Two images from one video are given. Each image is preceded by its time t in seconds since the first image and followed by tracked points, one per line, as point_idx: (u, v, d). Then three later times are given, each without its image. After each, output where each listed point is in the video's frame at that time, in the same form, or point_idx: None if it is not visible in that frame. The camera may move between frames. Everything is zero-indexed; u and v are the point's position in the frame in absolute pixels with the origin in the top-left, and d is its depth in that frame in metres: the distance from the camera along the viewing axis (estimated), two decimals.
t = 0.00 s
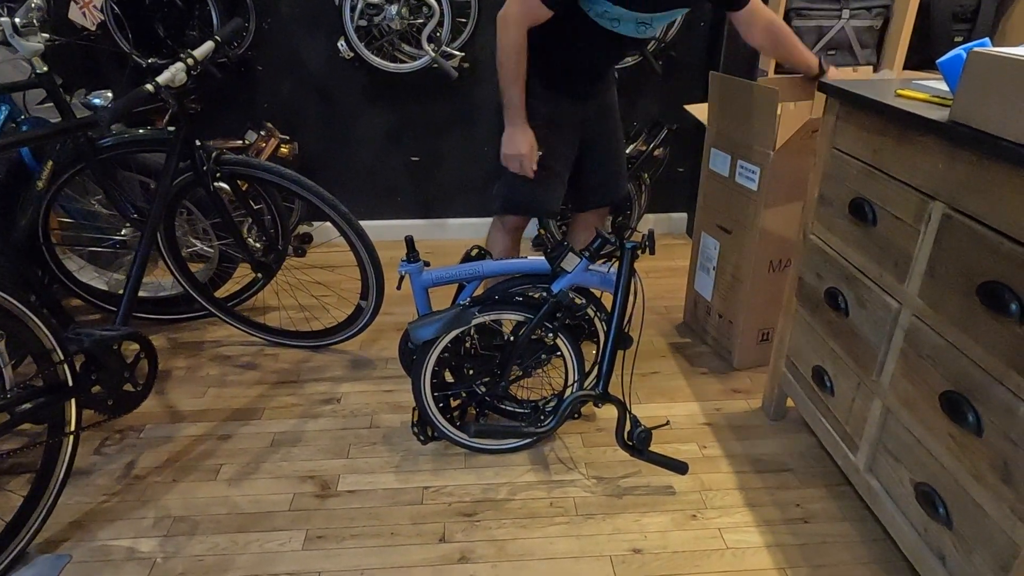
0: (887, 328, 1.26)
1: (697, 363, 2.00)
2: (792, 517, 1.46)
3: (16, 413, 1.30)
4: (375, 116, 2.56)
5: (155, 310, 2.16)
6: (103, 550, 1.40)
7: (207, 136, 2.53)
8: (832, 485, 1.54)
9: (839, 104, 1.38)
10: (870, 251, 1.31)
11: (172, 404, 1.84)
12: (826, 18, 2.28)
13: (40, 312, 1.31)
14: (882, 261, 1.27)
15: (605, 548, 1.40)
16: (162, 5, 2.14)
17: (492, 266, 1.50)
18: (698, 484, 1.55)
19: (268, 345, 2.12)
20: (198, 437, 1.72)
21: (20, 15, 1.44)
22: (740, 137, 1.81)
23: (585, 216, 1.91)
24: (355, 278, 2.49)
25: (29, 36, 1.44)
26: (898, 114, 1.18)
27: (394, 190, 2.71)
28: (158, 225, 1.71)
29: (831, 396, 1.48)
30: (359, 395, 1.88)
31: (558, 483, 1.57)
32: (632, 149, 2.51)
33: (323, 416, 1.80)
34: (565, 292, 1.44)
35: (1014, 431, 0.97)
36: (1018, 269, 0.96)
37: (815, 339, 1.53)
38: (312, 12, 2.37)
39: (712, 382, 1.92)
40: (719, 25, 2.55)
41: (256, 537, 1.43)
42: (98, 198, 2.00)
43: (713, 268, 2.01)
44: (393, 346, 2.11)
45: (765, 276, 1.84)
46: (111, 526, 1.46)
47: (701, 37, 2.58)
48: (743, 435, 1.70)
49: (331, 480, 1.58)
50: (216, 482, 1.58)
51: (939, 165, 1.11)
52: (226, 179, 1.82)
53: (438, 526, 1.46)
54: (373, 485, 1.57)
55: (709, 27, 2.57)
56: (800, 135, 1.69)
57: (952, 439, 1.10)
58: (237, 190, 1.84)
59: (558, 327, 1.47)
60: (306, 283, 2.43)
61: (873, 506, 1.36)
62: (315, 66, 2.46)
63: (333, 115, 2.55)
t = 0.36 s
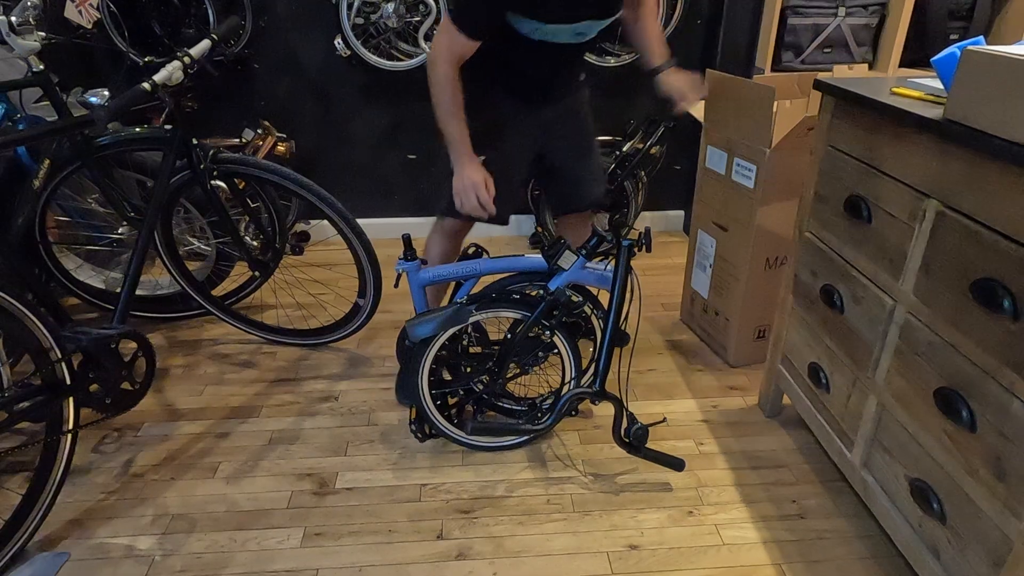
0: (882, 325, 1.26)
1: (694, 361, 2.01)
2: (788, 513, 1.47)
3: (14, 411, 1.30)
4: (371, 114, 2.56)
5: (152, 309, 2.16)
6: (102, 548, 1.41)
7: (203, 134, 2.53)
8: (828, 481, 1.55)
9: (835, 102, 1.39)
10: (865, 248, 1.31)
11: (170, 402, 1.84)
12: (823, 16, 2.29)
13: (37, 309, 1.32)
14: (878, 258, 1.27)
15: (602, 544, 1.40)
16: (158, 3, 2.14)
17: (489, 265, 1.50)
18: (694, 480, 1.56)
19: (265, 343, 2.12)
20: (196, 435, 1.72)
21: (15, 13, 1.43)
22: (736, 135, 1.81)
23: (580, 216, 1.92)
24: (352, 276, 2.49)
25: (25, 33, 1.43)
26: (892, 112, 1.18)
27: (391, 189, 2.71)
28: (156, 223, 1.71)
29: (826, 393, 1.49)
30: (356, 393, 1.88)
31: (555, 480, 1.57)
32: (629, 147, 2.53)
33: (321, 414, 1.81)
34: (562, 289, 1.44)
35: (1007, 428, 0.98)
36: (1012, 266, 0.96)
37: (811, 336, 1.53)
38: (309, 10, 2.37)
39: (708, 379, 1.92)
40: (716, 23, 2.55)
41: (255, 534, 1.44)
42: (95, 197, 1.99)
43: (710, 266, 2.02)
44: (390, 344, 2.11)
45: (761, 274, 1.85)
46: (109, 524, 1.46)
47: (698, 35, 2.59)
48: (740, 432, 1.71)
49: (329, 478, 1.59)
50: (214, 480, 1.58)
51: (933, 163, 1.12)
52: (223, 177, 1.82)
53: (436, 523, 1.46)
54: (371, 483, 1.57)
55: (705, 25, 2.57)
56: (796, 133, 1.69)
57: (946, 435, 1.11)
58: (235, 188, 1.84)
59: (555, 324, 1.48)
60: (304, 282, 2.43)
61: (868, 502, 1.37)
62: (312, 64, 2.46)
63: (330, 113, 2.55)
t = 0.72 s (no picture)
0: (872, 334, 1.30)
1: (692, 365, 2.05)
2: (781, 516, 1.51)
3: (29, 415, 1.34)
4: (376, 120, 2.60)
5: (159, 313, 2.19)
6: (114, 548, 1.45)
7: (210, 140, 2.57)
8: (821, 485, 1.59)
9: (828, 115, 1.43)
10: (856, 259, 1.35)
11: (179, 405, 1.88)
12: (820, 25, 2.32)
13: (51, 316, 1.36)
14: (868, 270, 1.31)
15: (600, 546, 1.44)
16: (166, 13, 2.19)
17: (490, 273, 1.54)
18: (691, 483, 1.60)
19: (271, 347, 2.16)
20: (204, 438, 1.76)
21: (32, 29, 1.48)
22: (733, 145, 1.85)
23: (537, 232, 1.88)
24: (356, 280, 2.53)
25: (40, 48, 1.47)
26: (882, 128, 1.22)
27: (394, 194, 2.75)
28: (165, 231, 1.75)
29: (819, 399, 1.52)
30: (360, 397, 1.92)
31: (555, 483, 1.61)
32: (629, 154, 2.56)
33: (326, 417, 1.85)
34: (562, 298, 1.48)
35: (989, 436, 1.01)
36: (992, 280, 1.00)
37: (805, 343, 1.57)
38: (314, 18, 2.41)
39: (706, 383, 1.96)
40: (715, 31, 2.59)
41: (262, 535, 1.48)
42: (105, 204, 2.04)
43: (707, 273, 2.06)
44: (394, 348, 2.15)
45: (757, 281, 1.89)
46: (121, 525, 1.50)
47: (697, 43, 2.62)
48: (736, 436, 1.75)
49: (334, 480, 1.63)
50: (222, 482, 1.62)
51: (920, 179, 1.15)
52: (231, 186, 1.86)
53: (439, 525, 1.50)
54: (375, 485, 1.61)
55: (704, 33, 2.61)
56: (791, 144, 1.73)
57: (932, 443, 1.15)
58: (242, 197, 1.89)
59: (555, 332, 1.52)
60: (309, 286, 2.47)
61: (858, 506, 1.40)
62: (317, 71, 2.50)
63: (334, 120, 2.59)
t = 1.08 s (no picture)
0: (859, 353, 1.35)
1: (689, 378, 2.10)
2: (773, 527, 1.56)
3: (52, 425, 1.42)
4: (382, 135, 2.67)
5: (171, 323, 2.26)
6: (131, 554, 1.51)
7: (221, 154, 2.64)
8: (812, 497, 1.64)
9: (817, 141, 1.48)
10: (844, 281, 1.40)
11: (192, 414, 1.95)
12: (817, 44, 2.38)
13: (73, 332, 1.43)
14: (854, 292, 1.36)
15: (597, 555, 1.50)
16: (180, 32, 2.26)
17: (495, 288, 1.60)
18: (686, 494, 1.66)
19: (280, 357, 2.23)
20: (216, 447, 1.83)
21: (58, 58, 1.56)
22: (729, 165, 1.91)
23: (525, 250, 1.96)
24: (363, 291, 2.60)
25: (64, 76, 1.55)
26: (867, 157, 1.28)
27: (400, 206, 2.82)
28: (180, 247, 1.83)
29: (810, 414, 1.58)
30: (367, 407, 1.99)
31: (555, 493, 1.67)
32: (629, 168, 2.62)
33: (334, 427, 1.91)
34: (559, 316, 1.55)
35: (965, 454, 1.07)
36: (967, 307, 1.06)
37: (797, 360, 1.62)
38: (323, 37, 2.48)
39: (702, 396, 2.02)
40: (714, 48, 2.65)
41: (273, 542, 1.54)
42: (122, 218, 2.10)
43: (704, 287, 2.11)
44: (399, 359, 2.22)
45: (752, 296, 1.94)
46: (138, 531, 1.57)
47: (696, 60, 2.69)
48: (730, 447, 1.81)
49: (342, 489, 1.69)
50: (234, 490, 1.69)
51: (902, 207, 1.21)
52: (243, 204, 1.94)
53: (442, 533, 1.56)
54: (381, 494, 1.68)
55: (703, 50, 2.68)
56: (785, 165, 1.79)
57: (914, 460, 1.20)
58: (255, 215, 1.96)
59: (551, 348, 1.57)
60: (318, 296, 2.54)
61: (846, 518, 1.46)
62: (326, 88, 2.57)
63: (342, 135, 2.66)
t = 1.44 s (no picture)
0: (847, 369, 1.40)
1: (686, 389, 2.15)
2: (765, 537, 1.61)
3: (71, 434, 1.49)
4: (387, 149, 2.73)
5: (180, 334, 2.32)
6: (142, 561, 1.57)
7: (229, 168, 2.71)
8: (804, 507, 1.69)
9: (808, 163, 1.53)
10: (832, 299, 1.45)
11: (201, 424, 2.01)
12: (813, 62, 2.43)
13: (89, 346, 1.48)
14: (842, 310, 1.41)
15: (594, 563, 1.55)
16: (191, 51, 2.32)
17: (492, 305, 1.64)
18: (681, 504, 1.70)
19: (287, 368, 2.28)
20: (224, 456, 1.88)
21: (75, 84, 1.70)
22: (724, 183, 1.96)
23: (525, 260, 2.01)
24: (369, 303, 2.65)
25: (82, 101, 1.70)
26: (853, 180, 1.33)
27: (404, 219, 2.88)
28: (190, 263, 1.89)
29: (801, 427, 1.62)
30: (371, 418, 2.04)
31: (554, 503, 1.72)
32: (629, 182, 2.68)
33: (339, 437, 1.96)
34: (552, 331, 1.58)
35: (945, 470, 1.12)
36: (945, 329, 1.10)
37: (789, 375, 1.67)
38: (330, 54, 2.54)
39: (699, 407, 2.06)
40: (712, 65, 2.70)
41: (280, 549, 1.59)
42: (134, 232, 2.15)
43: (701, 301, 2.16)
44: (403, 370, 2.27)
45: (747, 310, 1.99)
46: (150, 538, 1.62)
47: (695, 76, 2.74)
48: (725, 458, 1.85)
49: (347, 498, 1.74)
50: (242, 498, 1.74)
51: (886, 229, 1.26)
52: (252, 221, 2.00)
53: (444, 541, 1.61)
54: (384, 503, 1.73)
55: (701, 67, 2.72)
56: (778, 184, 1.84)
57: (898, 474, 1.25)
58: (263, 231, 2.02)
59: (543, 363, 1.62)
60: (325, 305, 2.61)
61: (835, 529, 1.50)
62: (332, 103, 2.63)
63: (348, 149, 2.72)
